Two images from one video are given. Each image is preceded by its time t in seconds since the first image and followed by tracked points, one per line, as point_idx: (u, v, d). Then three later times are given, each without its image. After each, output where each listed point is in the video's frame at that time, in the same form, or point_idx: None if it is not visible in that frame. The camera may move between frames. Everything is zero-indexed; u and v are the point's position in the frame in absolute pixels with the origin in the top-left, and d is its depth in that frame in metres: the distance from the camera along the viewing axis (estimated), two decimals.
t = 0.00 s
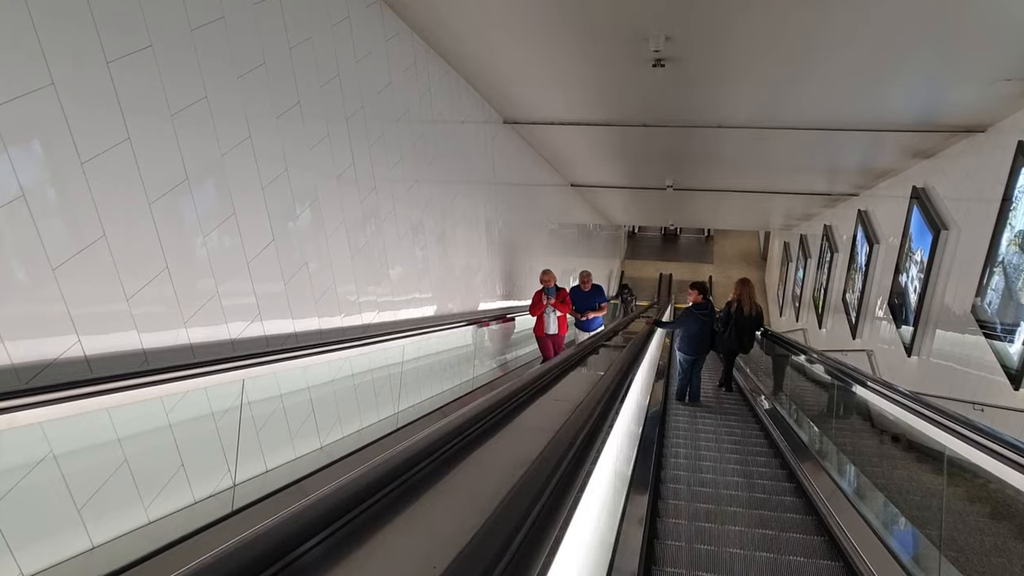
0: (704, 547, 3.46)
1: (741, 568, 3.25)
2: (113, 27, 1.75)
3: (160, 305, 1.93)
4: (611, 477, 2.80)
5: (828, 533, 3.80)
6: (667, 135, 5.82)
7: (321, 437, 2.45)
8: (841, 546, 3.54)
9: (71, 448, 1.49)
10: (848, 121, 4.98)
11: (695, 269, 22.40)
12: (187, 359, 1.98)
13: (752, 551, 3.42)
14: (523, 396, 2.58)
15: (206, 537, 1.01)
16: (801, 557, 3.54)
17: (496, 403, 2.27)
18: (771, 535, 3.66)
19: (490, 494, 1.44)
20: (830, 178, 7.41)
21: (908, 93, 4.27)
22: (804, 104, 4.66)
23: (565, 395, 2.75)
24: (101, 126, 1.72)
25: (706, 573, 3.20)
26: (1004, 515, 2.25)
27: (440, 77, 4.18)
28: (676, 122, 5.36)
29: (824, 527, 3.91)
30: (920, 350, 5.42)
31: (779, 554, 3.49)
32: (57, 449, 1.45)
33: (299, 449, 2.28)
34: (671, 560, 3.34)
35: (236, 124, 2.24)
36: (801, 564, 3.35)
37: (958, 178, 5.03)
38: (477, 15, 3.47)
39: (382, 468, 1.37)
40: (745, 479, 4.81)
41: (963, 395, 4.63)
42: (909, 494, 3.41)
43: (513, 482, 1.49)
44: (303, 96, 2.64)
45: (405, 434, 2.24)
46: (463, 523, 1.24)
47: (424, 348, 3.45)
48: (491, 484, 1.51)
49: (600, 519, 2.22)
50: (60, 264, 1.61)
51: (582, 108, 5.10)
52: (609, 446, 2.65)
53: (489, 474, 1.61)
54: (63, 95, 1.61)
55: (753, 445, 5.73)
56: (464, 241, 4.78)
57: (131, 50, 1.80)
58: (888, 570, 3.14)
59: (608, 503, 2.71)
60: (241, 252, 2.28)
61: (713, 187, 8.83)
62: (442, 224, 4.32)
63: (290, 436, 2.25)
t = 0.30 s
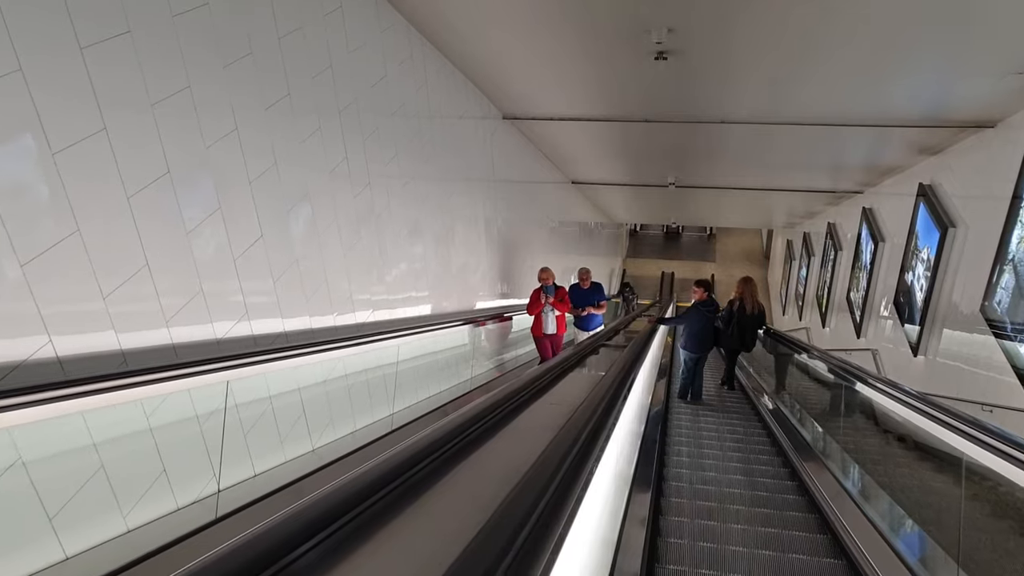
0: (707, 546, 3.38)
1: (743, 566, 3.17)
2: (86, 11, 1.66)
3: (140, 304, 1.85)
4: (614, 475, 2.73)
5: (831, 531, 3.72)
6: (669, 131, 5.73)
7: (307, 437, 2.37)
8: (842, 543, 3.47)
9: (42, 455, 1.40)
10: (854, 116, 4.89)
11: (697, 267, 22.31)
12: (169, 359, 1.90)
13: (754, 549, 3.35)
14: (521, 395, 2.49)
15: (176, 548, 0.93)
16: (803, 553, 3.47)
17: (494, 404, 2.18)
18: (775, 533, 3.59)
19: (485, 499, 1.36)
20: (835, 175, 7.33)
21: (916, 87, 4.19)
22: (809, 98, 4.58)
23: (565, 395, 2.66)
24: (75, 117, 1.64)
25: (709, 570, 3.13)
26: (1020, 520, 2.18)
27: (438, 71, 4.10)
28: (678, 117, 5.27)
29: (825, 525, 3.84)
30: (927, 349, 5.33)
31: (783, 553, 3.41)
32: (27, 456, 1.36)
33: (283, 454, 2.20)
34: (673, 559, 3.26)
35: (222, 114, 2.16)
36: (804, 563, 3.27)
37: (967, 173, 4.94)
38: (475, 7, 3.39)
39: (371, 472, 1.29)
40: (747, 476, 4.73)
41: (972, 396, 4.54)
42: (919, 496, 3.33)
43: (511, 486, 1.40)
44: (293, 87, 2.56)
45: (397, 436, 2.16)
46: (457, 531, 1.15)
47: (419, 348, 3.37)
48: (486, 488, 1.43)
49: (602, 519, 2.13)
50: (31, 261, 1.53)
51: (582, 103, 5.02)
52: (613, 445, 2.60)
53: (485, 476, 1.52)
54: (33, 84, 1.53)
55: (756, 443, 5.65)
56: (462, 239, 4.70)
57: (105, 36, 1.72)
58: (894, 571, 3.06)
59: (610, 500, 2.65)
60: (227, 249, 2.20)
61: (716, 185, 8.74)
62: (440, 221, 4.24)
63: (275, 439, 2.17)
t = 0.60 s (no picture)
0: (710, 543, 3.30)
1: (745, 563, 3.10)
2: None
3: (117, 304, 1.76)
4: (618, 474, 2.67)
5: (834, 529, 3.64)
6: (671, 126, 5.65)
7: (296, 440, 2.31)
8: (845, 541, 3.40)
9: (8, 465, 1.32)
10: (859, 111, 4.80)
11: (699, 266, 22.22)
12: (149, 361, 1.82)
13: (756, 547, 3.27)
14: (522, 395, 2.41)
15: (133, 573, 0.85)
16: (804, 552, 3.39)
17: (492, 405, 2.10)
18: (779, 532, 3.51)
19: (480, 509, 1.28)
20: (839, 171, 7.24)
21: (924, 80, 4.10)
22: (813, 92, 4.49)
23: (566, 395, 2.58)
24: (44, 106, 1.55)
25: (711, 570, 3.05)
26: None
27: (435, 65, 4.02)
28: (680, 113, 5.19)
29: (828, 523, 3.76)
30: (933, 349, 5.25)
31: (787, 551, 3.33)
32: None
33: (271, 458, 2.15)
34: (676, 559, 3.19)
35: (205, 106, 2.08)
36: (807, 559, 3.19)
37: (974, 169, 4.85)
38: None
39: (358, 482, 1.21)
40: (750, 475, 4.65)
41: (979, 396, 4.46)
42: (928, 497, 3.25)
43: (506, 494, 1.33)
44: (281, 80, 2.48)
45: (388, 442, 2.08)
46: (450, 537, 1.12)
47: (413, 349, 3.29)
48: (483, 494, 1.35)
49: (603, 519, 2.06)
50: None
51: (581, 99, 4.94)
52: (616, 444, 2.54)
53: (481, 485, 1.45)
54: None
55: (758, 442, 5.57)
56: (460, 237, 4.61)
57: (77, 22, 1.63)
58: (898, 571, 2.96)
59: (614, 499, 2.59)
60: (210, 245, 2.12)
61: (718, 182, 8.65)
62: (437, 218, 4.16)
63: (264, 443, 2.12)
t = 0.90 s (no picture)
0: (711, 547, 3.25)
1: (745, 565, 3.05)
2: None
3: (88, 304, 1.67)
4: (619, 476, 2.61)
5: (834, 533, 3.58)
6: (672, 126, 5.56)
7: (284, 444, 2.25)
8: (845, 544, 3.36)
9: None
10: (864, 111, 4.72)
11: (700, 268, 22.13)
12: (123, 367, 1.73)
13: (756, 550, 3.23)
14: (519, 398, 2.33)
15: None
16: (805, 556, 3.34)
17: (489, 408, 2.02)
18: (781, 536, 3.44)
19: (471, 523, 1.19)
20: (842, 173, 7.15)
21: (929, 80, 4.03)
22: (816, 91, 4.41)
23: (564, 398, 2.49)
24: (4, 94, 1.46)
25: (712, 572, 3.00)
26: None
27: (431, 62, 3.94)
28: (681, 112, 5.11)
29: (828, 527, 3.70)
30: (938, 352, 5.16)
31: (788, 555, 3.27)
32: None
33: (257, 465, 2.09)
34: (677, 563, 3.13)
35: (185, 97, 2.00)
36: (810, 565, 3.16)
37: (981, 170, 4.77)
38: None
39: (341, 494, 1.12)
40: (750, 477, 4.59)
41: (986, 401, 4.37)
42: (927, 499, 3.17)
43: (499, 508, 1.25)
44: (267, 73, 2.41)
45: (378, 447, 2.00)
46: (434, 557, 1.05)
47: (404, 352, 3.20)
48: (475, 509, 1.27)
49: (603, 526, 1.99)
50: None
51: (580, 97, 4.86)
52: (618, 445, 2.50)
53: (473, 496, 1.36)
54: None
55: (759, 445, 5.48)
56: (458, 238, 4.53)
57: (41, 7, 1.54)
58: None
59: (615, 501, 2.53)
60: (190, 242, 2.02)
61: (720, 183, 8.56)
62: (434, 218, 4.07)
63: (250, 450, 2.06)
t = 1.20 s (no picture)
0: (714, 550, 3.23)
1: (748, 566, 3.04)
2: None
3: (61, 310, 1.56)
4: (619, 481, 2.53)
5: (837, 535, 3.54)
6: (674, 125, 5.48)
7: (271, 451, 2.15)
8: (846, 546, 3.33)
9: None
10: (869, 111, 4.64)
11: (702, 270, 22.05)
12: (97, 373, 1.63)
13: (758, 552, 3.20)
14: (517, 406, 2.24)
15: None
16: (807, 556, 3.32)
17: (481, 416, 1.93)
18: (783, 539, 3.40)
19: (455, 551, 1.10)
20: (847, 173, 7.06)
21: (938, 77, 3.94)
22: (822, 90, 4.32)
23: (563, 405, 2.40)
24: None
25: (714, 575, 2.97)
26: None
27: (428, 58, 3.86)
28: (684, 111, 5.02)
29: (831, 530, 3.65)
30: (946, 356, 5.08)
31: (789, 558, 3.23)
32: None
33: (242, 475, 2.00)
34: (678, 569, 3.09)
35: (167, 91, 1.89)
36: (808, 564, 3.14)
37: (989, 170, 4.69)
38: None
39: (311, 517, 1.05)
40: (753, 480, 4.51)
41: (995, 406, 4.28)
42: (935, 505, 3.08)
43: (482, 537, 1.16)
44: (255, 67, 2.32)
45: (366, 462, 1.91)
46: None
47: (397, 357, 3.10)
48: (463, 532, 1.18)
49: (602, 535, 1.91)
50: None
51: (581, 95, 4.78)
52: (618, 448, 2.43)
53: (463, 515, 1.27)
54: None
55: (762, 447, 5.40)
56: (456, 239, 4.45)
57: None
58: None
59: (616, 507, 2.44)
60: (171, 242, 1.91)
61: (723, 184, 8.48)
62: (431, 218, 3.99)
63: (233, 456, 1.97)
